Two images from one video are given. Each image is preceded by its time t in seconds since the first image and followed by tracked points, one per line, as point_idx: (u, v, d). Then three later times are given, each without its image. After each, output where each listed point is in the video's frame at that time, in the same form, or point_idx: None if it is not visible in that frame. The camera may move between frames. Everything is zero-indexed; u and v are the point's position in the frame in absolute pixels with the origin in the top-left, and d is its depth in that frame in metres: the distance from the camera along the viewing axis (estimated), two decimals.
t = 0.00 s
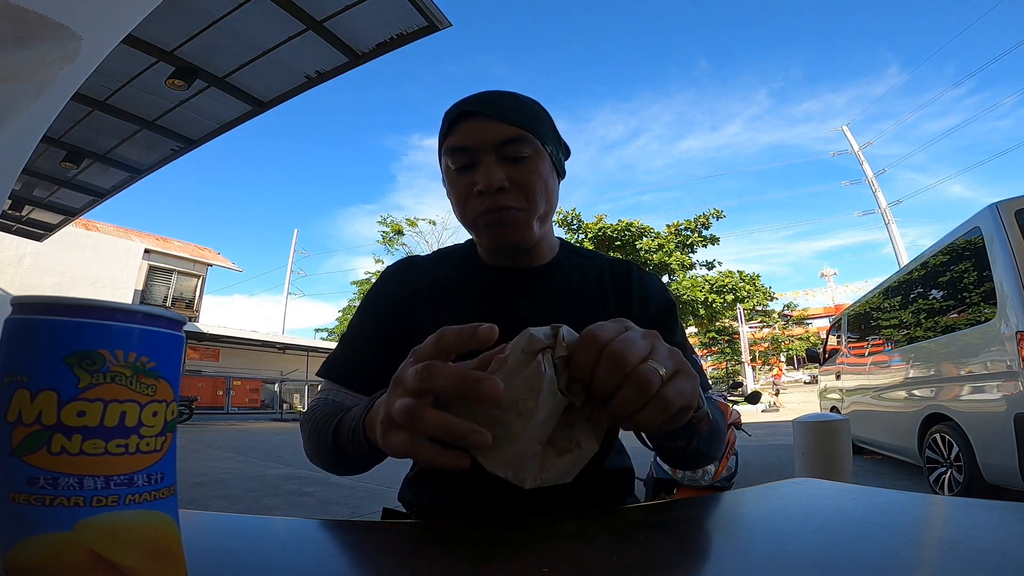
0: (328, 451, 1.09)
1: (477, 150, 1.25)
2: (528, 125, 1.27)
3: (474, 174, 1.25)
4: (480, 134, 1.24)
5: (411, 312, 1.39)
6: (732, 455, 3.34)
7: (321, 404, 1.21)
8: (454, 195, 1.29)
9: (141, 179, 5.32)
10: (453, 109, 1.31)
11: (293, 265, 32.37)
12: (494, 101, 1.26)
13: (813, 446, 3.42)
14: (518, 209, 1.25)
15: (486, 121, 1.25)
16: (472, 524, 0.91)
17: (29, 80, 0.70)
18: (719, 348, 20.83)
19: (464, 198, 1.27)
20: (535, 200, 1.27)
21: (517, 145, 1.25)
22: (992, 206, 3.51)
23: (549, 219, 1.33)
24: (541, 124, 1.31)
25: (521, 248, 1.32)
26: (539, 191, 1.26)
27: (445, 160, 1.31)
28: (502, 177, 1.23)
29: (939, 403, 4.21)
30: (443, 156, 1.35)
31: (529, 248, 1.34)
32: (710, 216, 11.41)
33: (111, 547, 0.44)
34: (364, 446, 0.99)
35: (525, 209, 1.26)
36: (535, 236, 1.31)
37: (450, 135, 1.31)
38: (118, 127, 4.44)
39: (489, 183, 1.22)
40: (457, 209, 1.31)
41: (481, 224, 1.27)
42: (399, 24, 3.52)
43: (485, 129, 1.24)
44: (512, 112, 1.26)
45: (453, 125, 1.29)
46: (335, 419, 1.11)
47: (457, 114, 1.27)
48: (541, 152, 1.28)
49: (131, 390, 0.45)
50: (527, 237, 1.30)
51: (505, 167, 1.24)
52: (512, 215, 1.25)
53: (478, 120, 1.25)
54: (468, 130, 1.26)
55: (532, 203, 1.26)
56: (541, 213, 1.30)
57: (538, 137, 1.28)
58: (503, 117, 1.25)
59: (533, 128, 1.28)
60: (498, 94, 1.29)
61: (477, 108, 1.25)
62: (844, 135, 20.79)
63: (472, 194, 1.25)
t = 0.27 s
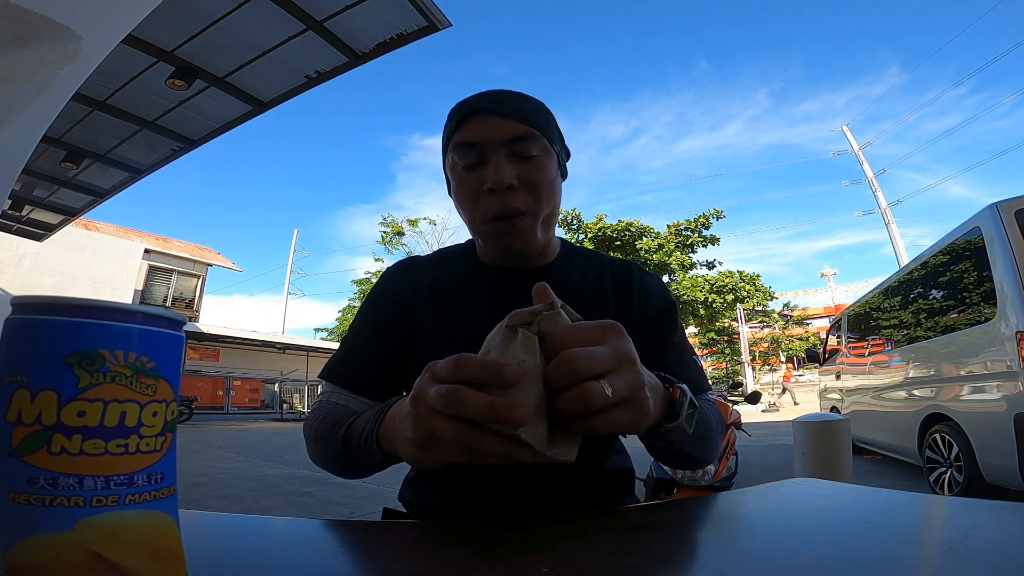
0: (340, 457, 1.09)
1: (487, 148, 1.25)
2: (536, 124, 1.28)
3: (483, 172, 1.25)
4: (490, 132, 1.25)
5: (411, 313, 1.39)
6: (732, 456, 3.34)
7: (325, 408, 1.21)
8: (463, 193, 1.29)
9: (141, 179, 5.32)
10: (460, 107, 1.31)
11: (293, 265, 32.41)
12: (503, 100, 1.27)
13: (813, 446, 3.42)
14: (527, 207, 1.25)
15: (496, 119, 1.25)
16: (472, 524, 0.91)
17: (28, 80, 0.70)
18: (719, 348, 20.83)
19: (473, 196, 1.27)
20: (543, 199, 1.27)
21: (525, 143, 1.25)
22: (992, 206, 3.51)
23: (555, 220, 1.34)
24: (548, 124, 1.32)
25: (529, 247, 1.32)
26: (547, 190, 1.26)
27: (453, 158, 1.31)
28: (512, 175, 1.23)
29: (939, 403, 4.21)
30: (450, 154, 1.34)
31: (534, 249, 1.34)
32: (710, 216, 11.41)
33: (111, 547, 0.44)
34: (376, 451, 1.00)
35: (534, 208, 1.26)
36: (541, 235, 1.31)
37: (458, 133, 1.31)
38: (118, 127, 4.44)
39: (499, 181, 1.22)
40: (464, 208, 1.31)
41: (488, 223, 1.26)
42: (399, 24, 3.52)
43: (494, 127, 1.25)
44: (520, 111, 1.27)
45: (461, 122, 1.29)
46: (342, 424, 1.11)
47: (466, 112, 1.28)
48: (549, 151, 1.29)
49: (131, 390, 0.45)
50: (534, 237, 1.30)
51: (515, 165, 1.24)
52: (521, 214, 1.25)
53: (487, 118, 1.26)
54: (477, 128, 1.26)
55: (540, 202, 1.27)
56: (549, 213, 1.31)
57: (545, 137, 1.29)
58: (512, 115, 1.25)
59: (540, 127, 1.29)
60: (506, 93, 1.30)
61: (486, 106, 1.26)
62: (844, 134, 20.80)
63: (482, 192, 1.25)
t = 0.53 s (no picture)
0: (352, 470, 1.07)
1: (530, 136, 1.28)
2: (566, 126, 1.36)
3: (529, 157, 1.25)
4: (533, 121, 1.29)
5: (409, 316, 1.38)
6: (732, 455, 3.34)
7: (330, 418, 1.20)
8: (502, 177, 1.25)
9: (141, 179, 5.32)
10: (496, 96, 1.32)
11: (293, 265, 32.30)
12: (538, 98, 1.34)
13: (813, 446, 3.42)
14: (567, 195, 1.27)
15: (537, 112, 1.30)
16: (473, 524, 0.91)
17: (29, 80, 0.70)
18: (719, 348, 20.83)
19: (515, 180, 1.24)
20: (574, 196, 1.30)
21: (563, 138, 1.31)
22: (992, 206, 3.51)
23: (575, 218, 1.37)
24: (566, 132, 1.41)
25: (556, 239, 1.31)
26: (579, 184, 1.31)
27: (490, 144, 1.30)
28: (558, 162, 1.25)
29: (939, 403, 4.21)
30: (482, 141, 1.32)
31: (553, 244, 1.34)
32: (710, 216, 11.41)
33: (111, 547, 0.44)
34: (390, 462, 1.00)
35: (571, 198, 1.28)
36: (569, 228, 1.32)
37: (495, 121, 1.30)
38: (118, 127, 4.44)
39: (548, 163, 1.22)
40: (498, 187, 1.26)
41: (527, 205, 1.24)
42: (399, 24, 3.52)
43: (537, 117, 1.29)
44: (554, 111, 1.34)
45: (502, 108, 1.30)
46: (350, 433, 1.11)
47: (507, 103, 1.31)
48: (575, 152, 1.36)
49: (130, 389, 0.45)
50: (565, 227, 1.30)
51: (557, 155, 1.28)
52: (563, 200, 1.25)
53: (529, 110, 1.30)
54: (522, 115, 1.29)
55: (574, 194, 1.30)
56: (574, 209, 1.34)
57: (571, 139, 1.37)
58: (551, 111, 1.32)
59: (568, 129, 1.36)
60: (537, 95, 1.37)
61: (527, 99, 1.31)
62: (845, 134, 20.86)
63: (528, 175, 1.23)
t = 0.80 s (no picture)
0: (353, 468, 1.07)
1: (549, 134, 1.28)
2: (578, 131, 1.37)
3: (548, 153, 1.25)
4: (552, 121, 1.29)
5: (408, 317, 1.38)
6: (732, 455, 3.34)
7: (326, 421, 1.20)
8: (519, 171, 1.24)
9: (142, 178, 5.32)
10: (518, 92, 1.32)
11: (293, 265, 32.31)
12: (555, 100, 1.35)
13: (813, 446, 3.42)
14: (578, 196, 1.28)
15: (554, 113, 1.31)
16: (473, 524, 0.91)
17: (29, 80, 0.70)
18: (719, 348, 20.83)
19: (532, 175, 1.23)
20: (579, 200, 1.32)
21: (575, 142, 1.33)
22: (992, 206, 3.51)
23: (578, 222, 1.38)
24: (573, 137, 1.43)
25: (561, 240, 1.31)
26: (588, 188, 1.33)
27: (508, 137, 1.28)
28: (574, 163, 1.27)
29: (939, 403, 4.21)
30: (499, 133, 1.30)
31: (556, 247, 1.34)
32: (710, 216, 11.41)
33: (112, 548, 0.44)
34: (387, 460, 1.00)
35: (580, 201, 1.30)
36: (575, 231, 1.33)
37: (516, 114, 1.30)
38: (118, 127, 4.44)
39: (567, 162, 1.23)
40: (515, 181, 1.25)
41: (542, 202, 1.23)
42: (399, 24, 3.52)
43: (555, 118, 1.30)
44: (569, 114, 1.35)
45: (521, 104, 1.30)
46: (348, 433, 1.11)
47: (528, 99, 1.31)
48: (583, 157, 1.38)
49: (129, 389, 0.45)
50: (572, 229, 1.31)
51: (571, 156, 1.29)
52: (575, 201, 1.26)
53: (547, 109, 1.31)
54: (541, 114, 1.30)
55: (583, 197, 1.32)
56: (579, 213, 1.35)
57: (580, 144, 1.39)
58: (566, 114, 1.33)
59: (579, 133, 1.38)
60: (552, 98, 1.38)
61: (546, 98, 1.32)
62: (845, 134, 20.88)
63: (546, 171, 1.23)
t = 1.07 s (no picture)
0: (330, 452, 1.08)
1: (556, 134, 1.28)
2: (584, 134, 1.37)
3: (553, 154, 1.25)
4: (560, 122, 1.30)
5: (408, 317, 1.38)
6: (732, 456, 3.33)
7: (314, 413, 1.21)
8: (524, 168, 1.24)
9: (141, 178, 5.32)
10: (529, 93, 1.33)
11: (293, 265, 32.30)
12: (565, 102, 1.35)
13: (813, 446, 3.42)
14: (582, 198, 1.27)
15: (562, 115, 1.31)
16: (473, 524, 0.91)
17: (28, 80, 0.70)
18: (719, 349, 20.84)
19: (537, 173, 1.23)
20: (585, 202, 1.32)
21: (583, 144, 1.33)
22: (992, 206, 3.51)
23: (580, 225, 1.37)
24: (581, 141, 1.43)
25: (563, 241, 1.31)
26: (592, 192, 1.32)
27: (516, 136, 1.29)
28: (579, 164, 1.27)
29: (939, 403, 4.21)
30: (506, 131, 1.31)
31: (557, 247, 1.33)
32: (710, 216, 11.42)
33: (112, 548, 0.44)
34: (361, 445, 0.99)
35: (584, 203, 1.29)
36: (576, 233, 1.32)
37: (525, 113, 1.30)
38: (118, 127, 4.44)
39: (572, 162, 1.23)
40: (519, 179, 1.25)
41: (547, 202, 1.23)
42: (399, 25, 3.52)
43: (564, 120, 1.30)
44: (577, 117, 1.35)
45: (532, 105, 1.31)
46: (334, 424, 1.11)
47: (537, 99, 1.31)
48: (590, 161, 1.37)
49: (129, 389, 0.45)
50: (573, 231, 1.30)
51: (577, 157, 1.28)
52: (578, 201, 1.26)
53: (555, 111, 1.31)
54: (550, 115, 1.30)
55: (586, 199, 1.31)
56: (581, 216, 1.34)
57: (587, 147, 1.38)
58: (574, 117, 1.33)
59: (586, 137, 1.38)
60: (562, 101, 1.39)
61: (554, 100, 1.32)
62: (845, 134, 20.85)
63: (551, 170, 1.23)
